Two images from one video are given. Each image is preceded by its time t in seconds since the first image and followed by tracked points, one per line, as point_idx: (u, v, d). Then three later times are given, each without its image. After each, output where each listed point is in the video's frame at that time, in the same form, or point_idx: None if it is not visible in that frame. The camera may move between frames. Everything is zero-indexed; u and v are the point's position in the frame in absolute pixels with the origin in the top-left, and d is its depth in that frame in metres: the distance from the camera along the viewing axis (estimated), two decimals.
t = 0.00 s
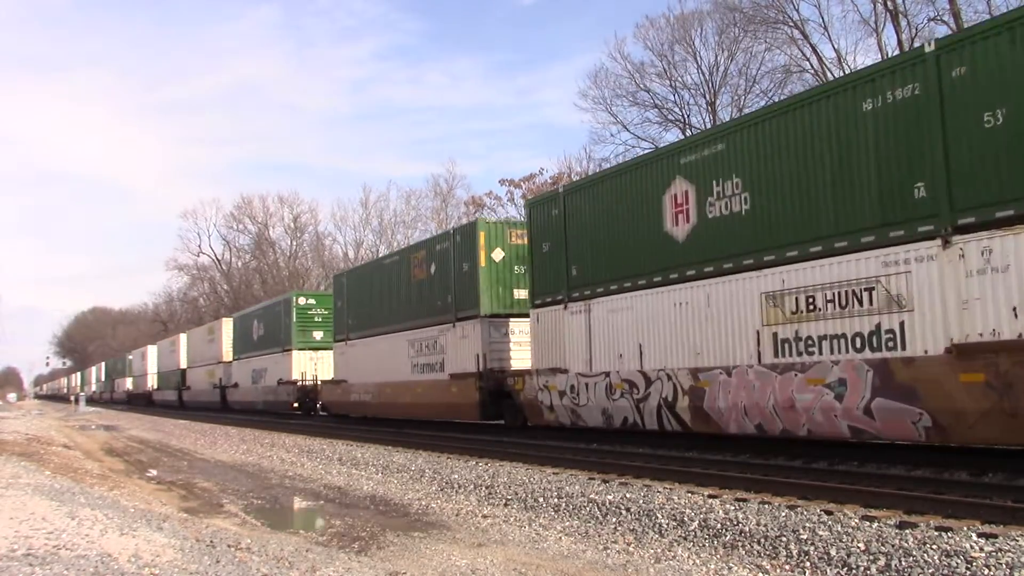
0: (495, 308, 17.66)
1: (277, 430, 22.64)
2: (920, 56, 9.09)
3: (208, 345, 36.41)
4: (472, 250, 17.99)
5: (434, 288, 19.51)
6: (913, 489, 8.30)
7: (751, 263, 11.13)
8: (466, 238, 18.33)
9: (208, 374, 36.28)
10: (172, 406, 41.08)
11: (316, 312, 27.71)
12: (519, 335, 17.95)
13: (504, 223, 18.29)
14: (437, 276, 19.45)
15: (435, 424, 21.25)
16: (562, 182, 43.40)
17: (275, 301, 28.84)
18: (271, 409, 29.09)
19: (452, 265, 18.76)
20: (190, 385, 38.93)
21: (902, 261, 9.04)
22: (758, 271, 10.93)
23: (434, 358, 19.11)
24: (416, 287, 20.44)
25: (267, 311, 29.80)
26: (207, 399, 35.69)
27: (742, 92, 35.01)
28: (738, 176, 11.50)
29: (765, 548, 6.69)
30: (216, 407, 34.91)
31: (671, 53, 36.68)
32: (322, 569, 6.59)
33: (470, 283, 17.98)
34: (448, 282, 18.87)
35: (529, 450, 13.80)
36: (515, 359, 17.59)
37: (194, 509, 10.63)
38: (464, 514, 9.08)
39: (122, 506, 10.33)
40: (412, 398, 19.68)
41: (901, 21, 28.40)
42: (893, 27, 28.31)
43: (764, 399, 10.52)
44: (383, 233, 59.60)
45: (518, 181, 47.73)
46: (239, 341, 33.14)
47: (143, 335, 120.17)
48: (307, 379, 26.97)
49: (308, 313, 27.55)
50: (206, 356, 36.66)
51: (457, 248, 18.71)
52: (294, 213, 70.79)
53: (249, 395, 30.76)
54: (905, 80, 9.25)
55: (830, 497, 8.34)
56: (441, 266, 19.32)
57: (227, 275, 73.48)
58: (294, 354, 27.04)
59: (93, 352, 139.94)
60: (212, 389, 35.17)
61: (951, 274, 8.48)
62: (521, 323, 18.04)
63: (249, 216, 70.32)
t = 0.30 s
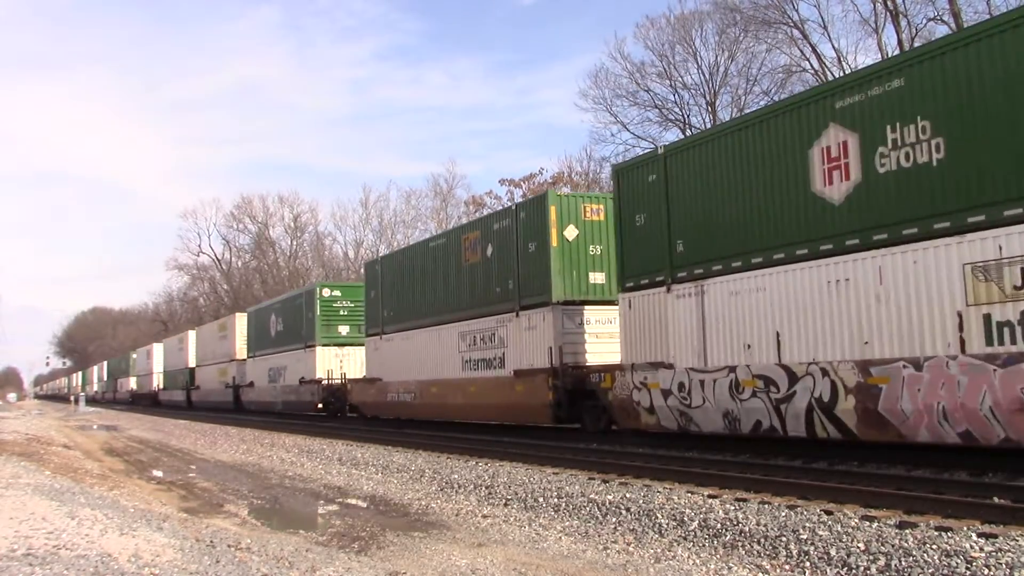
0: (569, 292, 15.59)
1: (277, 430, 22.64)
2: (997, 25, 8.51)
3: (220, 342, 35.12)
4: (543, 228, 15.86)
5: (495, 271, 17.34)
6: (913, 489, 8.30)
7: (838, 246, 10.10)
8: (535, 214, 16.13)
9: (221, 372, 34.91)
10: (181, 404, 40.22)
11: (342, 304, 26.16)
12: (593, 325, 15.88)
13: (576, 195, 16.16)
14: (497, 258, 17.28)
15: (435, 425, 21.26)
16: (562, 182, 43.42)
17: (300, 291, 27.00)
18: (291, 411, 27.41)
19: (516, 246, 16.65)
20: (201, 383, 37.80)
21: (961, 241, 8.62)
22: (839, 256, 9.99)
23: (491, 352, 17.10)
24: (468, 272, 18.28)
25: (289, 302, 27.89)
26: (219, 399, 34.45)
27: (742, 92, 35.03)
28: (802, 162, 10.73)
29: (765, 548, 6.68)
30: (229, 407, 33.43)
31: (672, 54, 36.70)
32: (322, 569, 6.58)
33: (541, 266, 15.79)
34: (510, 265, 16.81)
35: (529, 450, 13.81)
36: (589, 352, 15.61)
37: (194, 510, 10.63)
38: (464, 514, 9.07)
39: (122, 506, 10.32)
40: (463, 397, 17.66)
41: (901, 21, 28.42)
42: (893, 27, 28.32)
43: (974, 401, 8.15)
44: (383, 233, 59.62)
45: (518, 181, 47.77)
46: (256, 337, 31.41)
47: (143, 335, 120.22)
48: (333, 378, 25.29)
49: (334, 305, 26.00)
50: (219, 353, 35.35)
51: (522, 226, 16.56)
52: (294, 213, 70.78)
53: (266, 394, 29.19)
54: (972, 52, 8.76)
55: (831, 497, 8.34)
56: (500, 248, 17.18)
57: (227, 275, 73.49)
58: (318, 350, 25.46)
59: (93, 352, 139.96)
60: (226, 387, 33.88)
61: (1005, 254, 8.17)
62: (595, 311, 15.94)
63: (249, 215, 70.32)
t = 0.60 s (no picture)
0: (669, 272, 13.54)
1: (278, 431, 22.64)
2: (999, 25, 8.52)
3: (235, 338, 33.67)
4: (636, 201, 13.83)
5: (575, 249, 15.31)
6: (913, 489, 8.30)
7: (879, 241, 9.73)
8: (626, 183, 14.11)
9: (236, 370, 33.43)
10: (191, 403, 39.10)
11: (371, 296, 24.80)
12: (697, 312, 13.68)
13: (674, 159, 14.00)
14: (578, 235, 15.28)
15: (436, 425, 21.26)
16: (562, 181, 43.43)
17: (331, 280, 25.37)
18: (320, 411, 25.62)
19: (600, 221, 14.70)
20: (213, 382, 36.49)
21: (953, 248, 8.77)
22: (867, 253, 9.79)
23: (566, 345, 15.16)
24: (541, 253, 16.23)
25: (318, 292, 26.30)
26: (233, 400, 33.12)
27: (742, 92, 35.02)
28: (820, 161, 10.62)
29: (765, 548, 6.68)
30: (244, 407, 32.04)
31: (671, 54, 36.69)
32: (322, 569, 6.58)
33: (633, 244, 13.82)
34: (591, 244, 14.89)
35: (529, 450, 13.81)
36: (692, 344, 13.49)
37: (194, 510, 10.63)
38: (464, 514, 9.07)
39: (122, 506, 10.32)
40: (532, 398, 15.62)
41: (901, 21, 28.41)
42: (893, 27, 28.32)
43: None
44: (383, 233, 59.63)
45: (518, 181, 47.80)
46: (277, 331, 29.82)
47: (143, 335, 120.33)
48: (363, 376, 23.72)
49: (363, 296, 24.66)
50: (233, 351, 33.96)
51: (609, 198, 14.57)
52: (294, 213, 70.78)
53: (289, 394, 27.61)
54: (972, 52, 8.78)
55: (831, 496, 8.34)
56: (581, 224, 15.21)
57: (227, 275, 73.51)
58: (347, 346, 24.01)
59: (93, 352, 140.02)
60: (241, 385, 32.45)
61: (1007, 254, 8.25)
62: (698, 296, 13.78)
63: (249, 215, 70.32)
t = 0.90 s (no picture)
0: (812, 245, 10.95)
1: (278, 431, 22.64)
2: (998, 27, 8.42)
3: (249, 334, 31.58)
4: (773, 159, 11.24)
5: (681, 221, 12.73)
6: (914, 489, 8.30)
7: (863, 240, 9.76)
8: (754, 135, 11.56)
9: (250, 368, 31.29)
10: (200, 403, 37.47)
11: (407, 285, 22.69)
12: (846, 293, 11.07)
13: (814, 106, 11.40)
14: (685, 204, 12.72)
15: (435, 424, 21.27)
16: (562, 181, 43.42)
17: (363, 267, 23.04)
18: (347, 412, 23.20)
19: (717, 188, 12.16)
20: (224, 381, 34.55)
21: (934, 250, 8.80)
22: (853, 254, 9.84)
23: (671, 334, 12.57)
24: (633, 228, 13.67)
25: (348, 282, 24.13)
26: (246, 399, 31.05)
27: (742, 92, 35.00)
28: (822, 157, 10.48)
29: (765, 548, 6.68)
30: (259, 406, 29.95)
31: (671, 54, 36.66)
32: (323, 569, 6.58)
33: (767, 213, 11.27)
34: (704, 215, 12.35)
35: (529, 450, 13.83)
36: (843, 333, 10.82)
37: (194, 510, 10.63)
38: (464, 514, 9.07)
39: (122, 506, 10.32)
40: (624, 397, 13.02)
41: (901, 21, 28.38)
42: (893, 27, 28.30)
43: None
44: (383, 233, 59.62)
45: (518, 181, 47.82)
46: (297, 324, 27.64)
47: (143, 335, 120.38)
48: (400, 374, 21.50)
49: (399, 285, 22.56)
50: (246, 347, 31.89)
51: (728, 157, 12.01)
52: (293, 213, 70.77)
53: (312, 393, 25.40)
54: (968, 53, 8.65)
55: (831, 496, 8.34)
56: (691, 190, 12.64)
57: (227, 275, 73.50)
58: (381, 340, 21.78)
59: (93, 352, 140.07)
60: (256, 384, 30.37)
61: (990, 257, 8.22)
62: (849, 274, 11.17)
63: (249, 215, 70.33)
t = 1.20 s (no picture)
0: None
1: (278, 431, 22.64)
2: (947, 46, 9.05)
3: (269, 329, 29.52)
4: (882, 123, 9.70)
5: (837, 182, 10.26)
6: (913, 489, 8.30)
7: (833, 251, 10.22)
8: (945, 64, 9.00)
9: (271, 366, 29.22)
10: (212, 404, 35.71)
11: (451, 272, 20.55)
12: None
13: None
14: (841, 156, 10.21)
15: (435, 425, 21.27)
16: (562, 181, 43.46)
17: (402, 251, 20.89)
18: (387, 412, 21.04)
19: (893, 136, 9.59)
20: (242, 380, 32.62)
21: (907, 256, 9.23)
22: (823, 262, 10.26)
23: (822, 320, 10.09)
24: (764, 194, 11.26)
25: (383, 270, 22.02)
26: (267, 399, 29.05)
27: (742, 92, 35.03)
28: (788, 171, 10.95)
29: (765, 548, 6.68)
30: (280, 407, 27.93)
31: (671, 54, 36.68)
32: (323, 569, 6.59)
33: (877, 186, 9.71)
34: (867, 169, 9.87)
35: (529, 450, 13.83)
36: None
37: (194, 510, 10.64)
38: (464, 514, 9.07)
39: (122, 506, 10.33)
40: (756, 396, 10.49)
41: (900, 21, 28.39)
42: (893, 27, 28.31)
43: None
44: (383, 233, 59.64)
45: (518, 181, 47.84)
46: (327, 317, 25.53)
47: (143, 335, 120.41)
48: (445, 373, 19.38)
49: (443, 272, 20.41)
50: (266, 343, 29.87)
51: (908, 97, 9.42)
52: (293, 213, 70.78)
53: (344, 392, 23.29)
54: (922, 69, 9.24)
55: (831, 496, 8.34)
56: (849, 141, 10.14)
57: (227, 275, 73.51)
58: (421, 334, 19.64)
59: (93, 352, 140.07)
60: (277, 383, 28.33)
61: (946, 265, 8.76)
62: None
63: (249, 215, 70.35)
